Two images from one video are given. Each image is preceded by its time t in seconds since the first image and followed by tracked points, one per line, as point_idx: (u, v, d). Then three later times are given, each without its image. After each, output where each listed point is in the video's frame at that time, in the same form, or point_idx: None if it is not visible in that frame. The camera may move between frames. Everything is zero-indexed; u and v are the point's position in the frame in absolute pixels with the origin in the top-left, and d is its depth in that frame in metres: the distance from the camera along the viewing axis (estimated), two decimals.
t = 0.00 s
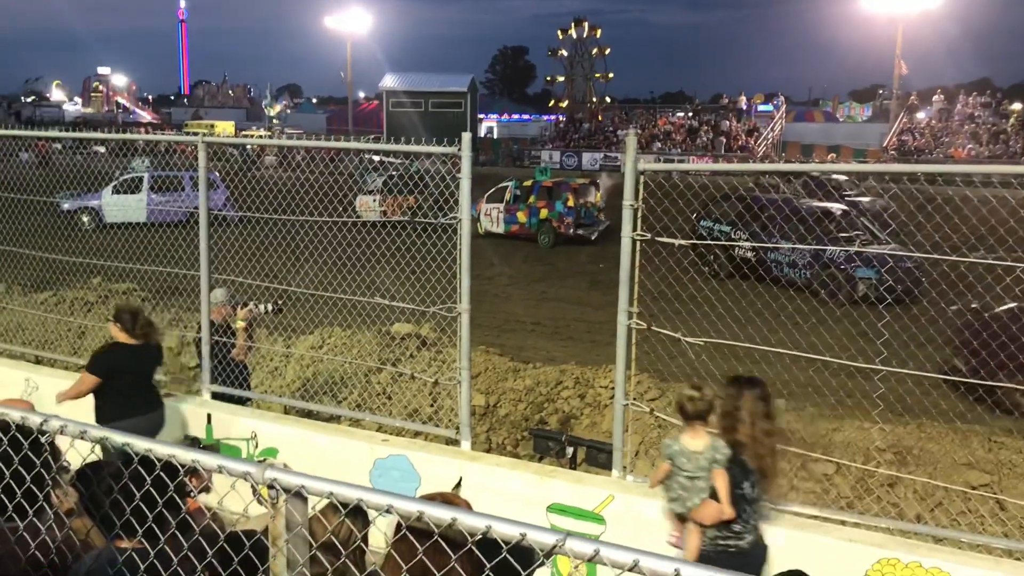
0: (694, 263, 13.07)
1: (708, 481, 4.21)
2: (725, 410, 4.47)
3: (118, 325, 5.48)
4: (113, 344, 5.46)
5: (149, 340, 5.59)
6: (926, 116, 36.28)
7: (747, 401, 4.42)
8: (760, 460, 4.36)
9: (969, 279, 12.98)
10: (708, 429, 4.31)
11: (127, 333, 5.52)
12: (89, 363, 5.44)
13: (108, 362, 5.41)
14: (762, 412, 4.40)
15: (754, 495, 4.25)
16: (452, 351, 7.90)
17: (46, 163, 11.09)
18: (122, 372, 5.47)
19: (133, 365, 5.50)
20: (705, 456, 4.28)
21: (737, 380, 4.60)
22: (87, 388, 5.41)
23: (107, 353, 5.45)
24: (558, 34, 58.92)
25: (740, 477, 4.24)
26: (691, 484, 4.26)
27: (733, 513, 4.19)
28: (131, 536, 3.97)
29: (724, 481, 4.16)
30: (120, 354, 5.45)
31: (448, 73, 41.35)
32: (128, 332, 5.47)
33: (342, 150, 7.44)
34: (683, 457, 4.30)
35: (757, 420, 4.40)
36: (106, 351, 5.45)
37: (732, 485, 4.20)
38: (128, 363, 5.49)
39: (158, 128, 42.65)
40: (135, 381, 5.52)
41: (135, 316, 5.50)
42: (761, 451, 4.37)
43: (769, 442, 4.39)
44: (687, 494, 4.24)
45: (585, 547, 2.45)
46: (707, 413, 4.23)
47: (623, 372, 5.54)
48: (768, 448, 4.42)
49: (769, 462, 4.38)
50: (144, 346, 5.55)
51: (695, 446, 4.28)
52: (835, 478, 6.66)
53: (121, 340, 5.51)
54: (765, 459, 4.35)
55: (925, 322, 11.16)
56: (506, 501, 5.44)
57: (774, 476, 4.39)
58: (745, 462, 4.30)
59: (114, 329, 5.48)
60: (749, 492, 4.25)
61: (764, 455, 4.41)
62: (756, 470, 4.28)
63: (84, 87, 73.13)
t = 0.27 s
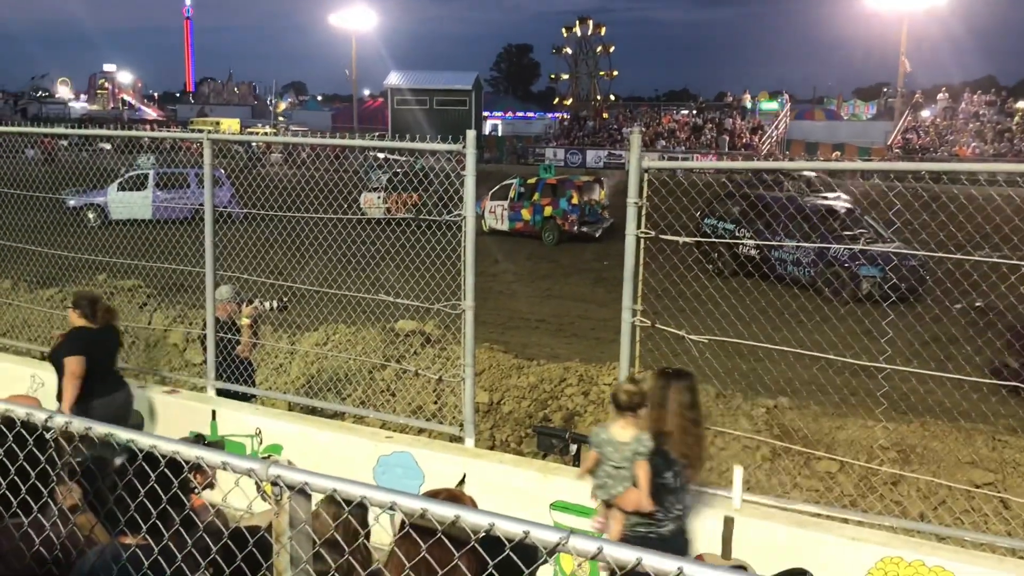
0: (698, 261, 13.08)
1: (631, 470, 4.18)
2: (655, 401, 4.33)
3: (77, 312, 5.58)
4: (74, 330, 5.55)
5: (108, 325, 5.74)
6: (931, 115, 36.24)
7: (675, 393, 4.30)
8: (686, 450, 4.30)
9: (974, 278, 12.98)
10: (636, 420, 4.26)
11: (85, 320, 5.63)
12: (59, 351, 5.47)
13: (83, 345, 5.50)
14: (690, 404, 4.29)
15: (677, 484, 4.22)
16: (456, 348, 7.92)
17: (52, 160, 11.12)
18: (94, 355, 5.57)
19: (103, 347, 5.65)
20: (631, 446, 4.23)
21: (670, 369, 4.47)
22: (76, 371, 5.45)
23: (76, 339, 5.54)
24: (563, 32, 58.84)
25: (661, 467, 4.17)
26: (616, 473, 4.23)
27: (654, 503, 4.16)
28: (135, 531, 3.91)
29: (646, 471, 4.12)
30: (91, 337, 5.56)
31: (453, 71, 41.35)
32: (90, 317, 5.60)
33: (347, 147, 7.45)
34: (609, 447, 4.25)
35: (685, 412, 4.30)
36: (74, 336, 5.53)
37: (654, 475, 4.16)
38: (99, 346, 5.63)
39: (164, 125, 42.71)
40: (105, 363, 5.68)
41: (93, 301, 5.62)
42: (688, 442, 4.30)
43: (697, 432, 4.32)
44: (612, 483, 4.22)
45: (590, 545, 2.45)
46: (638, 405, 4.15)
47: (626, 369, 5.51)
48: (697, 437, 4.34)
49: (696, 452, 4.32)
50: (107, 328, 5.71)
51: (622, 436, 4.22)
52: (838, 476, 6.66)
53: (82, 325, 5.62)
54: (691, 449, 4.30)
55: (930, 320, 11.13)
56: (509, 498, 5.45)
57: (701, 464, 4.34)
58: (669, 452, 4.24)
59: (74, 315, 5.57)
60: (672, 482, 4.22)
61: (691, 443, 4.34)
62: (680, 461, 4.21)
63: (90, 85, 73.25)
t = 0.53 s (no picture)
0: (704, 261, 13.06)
1: (569, 453, 4.25)
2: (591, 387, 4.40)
3: (35, 311, 5.72)
4: (30, 328, 5.68)
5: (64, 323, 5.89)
6: (938, 113, 36.09)
7: (610, 379, 4.33)
8: (623, 433, 4.30)
9: (982, 278, 12.92)
10: (570, 405, 4.30)
11: (45, 317, 5.77)
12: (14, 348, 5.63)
13: (34, 348, 5.62)
14: (625, 387, 4.31)
15: (616, 467, 4.23)
16: (463, 349, 7.91)
17: (59, 162, 11.17)
18: (47, 356, 5.70)
19: (58, 348, 5.76)
20: (569, 430, 4.30)
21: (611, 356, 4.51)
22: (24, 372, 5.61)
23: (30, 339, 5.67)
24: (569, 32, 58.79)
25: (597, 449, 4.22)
26: (555, 457, 4.29)
27: (592, 485, 4.21)
28: (143, 535, 3.78)
29: (581, 453, 4.18)
30: (43, 339, 5.68)
31: (459, 71, 41.37)
32: (48, 316, 5.75)
33: (353, 148, 7.45)
34: (547, 433, 4.33)
35: (620, 395, 4.32)
36: (29, 336, 5.67)
37: (589, 457, 4.21)
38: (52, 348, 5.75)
39: (171, 127, 42.86)
40: (59, 363, 5.81)
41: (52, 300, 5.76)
42: (625, 425, 4.30)
43: (633, 415, 4.33)
44: (552, 467, 4.29)
45: (598, 548, 2.45)
46: (570, 391, 4.21)
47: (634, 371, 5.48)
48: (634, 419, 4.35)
49: (634, 436, 4.31)
50: (64, 328, 5.83)
51: (557, 421, 4.30)
52: (845, 477, 6.64)
53: (40, 323, 5.76)
54: (629, 433, 4.29)
55: (938, 320, 11.08)
56: (517, 499, 5.45)
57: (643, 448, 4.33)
58: (604, 434, 4.28)
59: (32, 313, 5.71)
60: (611, 465, 4.24)
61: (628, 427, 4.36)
62: (616, 443, 4.23)
63: (98, 86, 73.54)
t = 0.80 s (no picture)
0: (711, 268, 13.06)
1: (519, 451, 4.71)
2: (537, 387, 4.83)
3: (7, 314, 5.87)
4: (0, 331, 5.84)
5: (38, 327, 6.05)
6: (946, 118, 36.00)
7: (552, 378, 4.77)
8: (570, 428, 4.75)
9: (991, 282, 12.88)
10: (516, 406, 4.76)
11: (17, 321, 5.92)
12: None
13: None
14: (568, 385, 4.73)
15: (563, 461, 4.67)
16: (471, 356, 7.92)
17: (69, 171, 11.24)
18: (13, 359, 5.83)
19: (25, 351, 5.88)
20: (517, 430, 4.77)
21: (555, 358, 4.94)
22: None
23: None
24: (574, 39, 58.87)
25: (544, 445, 4.67)
26: (506, 456, 4.73)
27: (541, 480, 4.65)
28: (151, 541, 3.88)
29: (529, 451, 4.63)
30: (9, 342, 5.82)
31: (465, 79, 41.48)
32: (21, 320, 5.91)
33: (360, 156, 7.48)
34: (496, 433, 4.79)
35: (563, 392, 4.75)
36: None
37: (537, 453, 4.65)
38: (20, 350, 5.88)
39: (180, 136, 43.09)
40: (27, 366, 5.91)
41: (24, 305, 5.91)
42: (570, 420, 4.74)
43: (574, 412, 4.77)
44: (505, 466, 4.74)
45: (608, 554, 2.45)
46: (515, 393, 4.68)
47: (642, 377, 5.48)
48: (577, 414, 4.78)
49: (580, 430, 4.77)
50: (34, 333, 5.96)
51: (505, 422, 4.77)
52: (855, 483, 6.63)
53: (11, 327, 5.90)
54: (575, 427, 4.74)
55: (947, 325, 11.05)
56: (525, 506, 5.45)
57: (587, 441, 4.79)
58: (551, 430, 4.71)
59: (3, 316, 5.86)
60: (559, 458, 4.68)
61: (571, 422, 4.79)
62: (562, 438, 4.68)
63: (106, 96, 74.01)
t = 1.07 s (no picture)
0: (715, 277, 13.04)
1: (471, 451, 4.83)
2: (485, 392, 5.00)
3: None
4: None
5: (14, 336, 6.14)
6: (951, 126, 35.96)
7: (501, 379, 4.95)
8: (518, 429, 4.90)
9: (998, 291, 12.83)
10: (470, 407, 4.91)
11: None
12: None
13: None
14: (515, 386, 4.92)
15: (512, 460, 4.81)
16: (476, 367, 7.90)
17: (75, 185, 11.28)
18: None
19: None
20: (470, 431, 4.90)
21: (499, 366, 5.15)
22: None
23: None
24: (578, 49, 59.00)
25: (495, 445, 4.78)
26: (458, 456, 4.86)
27: (493, 479, 4.77)
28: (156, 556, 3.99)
29: (483, 449, 4.72)
30: None
31: (469, 90, 41.61)
32: None
33: (364, 168, 7.48)
34: (450, 435, 4.93)
35: (511, 393, 4.93)
36: None
37: (490, 452, 4.75)
38: None
39: (186, 149, 43.30)
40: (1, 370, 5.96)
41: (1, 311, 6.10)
42: (519, 420, 4.90)
43: (524, 412, 4.93)
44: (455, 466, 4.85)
45: (612, 568, 2.45)
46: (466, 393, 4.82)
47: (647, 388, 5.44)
48: (526, 414, 4.95)
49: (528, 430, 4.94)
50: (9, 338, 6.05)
51: (458, 422, 4.92)
52: (862, 493, 6.59)
53: None
54: (523, 426, 4.90)
55: (953, 334, 11.00)
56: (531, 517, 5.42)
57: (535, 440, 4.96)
58: (502, 431, 4.85)
59: None
60: (508, 458, 4.82)
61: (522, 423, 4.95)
62: (512, 438, 4.83)
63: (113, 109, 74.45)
